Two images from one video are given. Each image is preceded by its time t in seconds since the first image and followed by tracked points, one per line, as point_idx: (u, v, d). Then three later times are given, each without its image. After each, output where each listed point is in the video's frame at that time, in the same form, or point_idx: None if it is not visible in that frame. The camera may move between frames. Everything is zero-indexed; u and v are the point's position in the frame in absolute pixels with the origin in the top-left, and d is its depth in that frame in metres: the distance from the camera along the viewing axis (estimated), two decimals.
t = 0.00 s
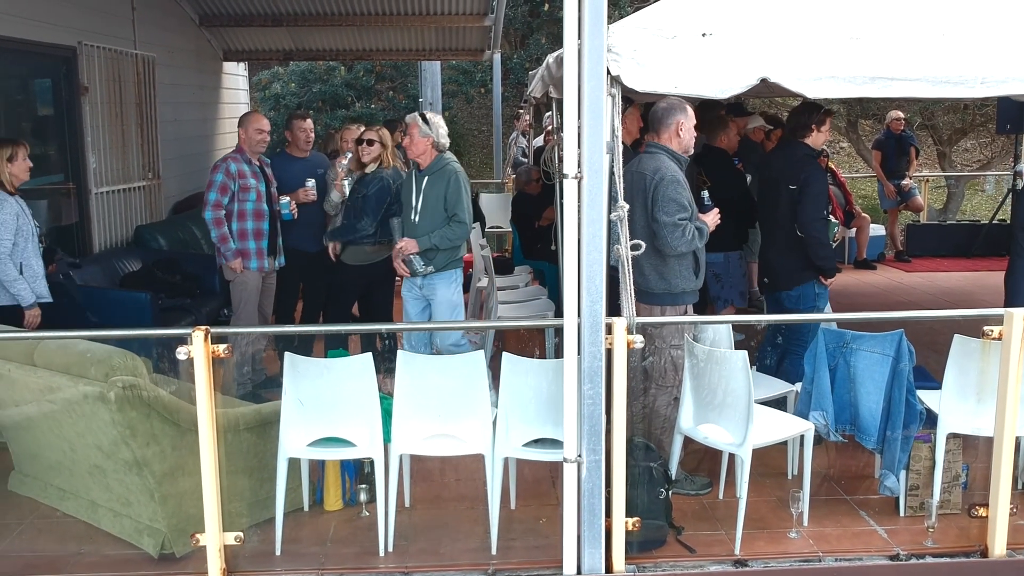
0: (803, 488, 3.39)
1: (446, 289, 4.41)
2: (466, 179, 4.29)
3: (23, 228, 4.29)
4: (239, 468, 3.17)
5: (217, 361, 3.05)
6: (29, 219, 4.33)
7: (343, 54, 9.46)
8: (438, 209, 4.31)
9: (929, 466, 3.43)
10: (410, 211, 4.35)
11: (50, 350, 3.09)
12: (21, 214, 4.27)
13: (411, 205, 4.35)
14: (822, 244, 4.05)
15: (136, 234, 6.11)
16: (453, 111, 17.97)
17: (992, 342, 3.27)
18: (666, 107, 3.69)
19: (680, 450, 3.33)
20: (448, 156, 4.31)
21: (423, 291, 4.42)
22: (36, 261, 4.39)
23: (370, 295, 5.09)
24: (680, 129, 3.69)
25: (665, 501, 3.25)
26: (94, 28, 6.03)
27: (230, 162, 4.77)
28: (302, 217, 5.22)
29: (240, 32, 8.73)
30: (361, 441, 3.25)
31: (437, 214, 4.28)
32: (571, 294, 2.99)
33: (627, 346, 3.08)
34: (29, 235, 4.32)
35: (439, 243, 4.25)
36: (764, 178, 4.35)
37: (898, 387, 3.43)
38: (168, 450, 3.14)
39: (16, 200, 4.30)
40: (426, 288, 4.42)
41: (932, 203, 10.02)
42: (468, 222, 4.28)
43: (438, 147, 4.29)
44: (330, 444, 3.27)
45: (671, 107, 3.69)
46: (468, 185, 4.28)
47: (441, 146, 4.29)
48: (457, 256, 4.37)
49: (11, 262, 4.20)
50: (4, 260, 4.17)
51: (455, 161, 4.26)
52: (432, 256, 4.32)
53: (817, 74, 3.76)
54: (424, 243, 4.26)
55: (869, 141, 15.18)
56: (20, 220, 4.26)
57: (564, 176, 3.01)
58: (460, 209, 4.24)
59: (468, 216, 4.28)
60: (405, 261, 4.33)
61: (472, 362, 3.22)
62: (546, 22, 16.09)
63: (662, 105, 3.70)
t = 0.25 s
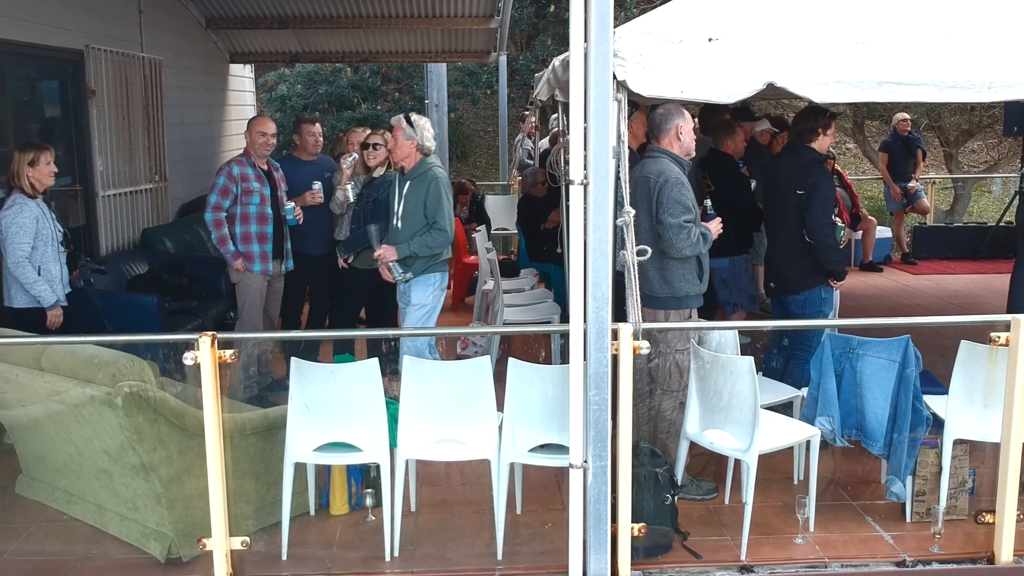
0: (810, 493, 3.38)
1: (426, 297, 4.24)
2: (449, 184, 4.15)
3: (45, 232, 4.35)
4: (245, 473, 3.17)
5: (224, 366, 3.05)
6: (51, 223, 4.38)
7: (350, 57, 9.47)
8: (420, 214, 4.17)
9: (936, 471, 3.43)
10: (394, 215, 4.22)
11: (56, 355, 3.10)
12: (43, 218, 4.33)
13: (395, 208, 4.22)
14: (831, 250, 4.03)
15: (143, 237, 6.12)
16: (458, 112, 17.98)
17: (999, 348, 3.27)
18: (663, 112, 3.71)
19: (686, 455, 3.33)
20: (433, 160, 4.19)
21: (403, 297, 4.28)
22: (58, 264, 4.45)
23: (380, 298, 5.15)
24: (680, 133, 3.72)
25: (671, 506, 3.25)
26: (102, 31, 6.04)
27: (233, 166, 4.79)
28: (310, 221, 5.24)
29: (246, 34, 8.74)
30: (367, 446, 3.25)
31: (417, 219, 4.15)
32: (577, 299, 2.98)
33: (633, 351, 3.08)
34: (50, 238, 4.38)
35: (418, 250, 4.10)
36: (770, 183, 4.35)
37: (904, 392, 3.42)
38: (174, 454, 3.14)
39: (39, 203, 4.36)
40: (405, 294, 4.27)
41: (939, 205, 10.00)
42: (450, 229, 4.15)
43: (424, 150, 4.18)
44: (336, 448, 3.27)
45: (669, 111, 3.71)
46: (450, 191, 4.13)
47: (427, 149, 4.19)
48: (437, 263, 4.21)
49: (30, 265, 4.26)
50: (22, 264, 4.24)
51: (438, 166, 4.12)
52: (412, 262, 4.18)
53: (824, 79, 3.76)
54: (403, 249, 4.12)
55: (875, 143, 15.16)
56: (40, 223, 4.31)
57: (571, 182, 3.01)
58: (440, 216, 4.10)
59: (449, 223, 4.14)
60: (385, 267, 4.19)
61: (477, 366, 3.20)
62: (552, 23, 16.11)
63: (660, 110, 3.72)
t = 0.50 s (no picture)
0: (812, 493, 3.36)
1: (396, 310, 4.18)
2: (419, 200, 4.05)
3: (64, 233, 4.40)
4: (247, 477, 3.18)
5: (225, 371, 3.05)
6: (71, 225, 4.43)
7: (351, 59, 9.47)
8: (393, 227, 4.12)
9: (938, 475, 3.44)
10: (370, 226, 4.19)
11: (60, 359, 3.10)
12: (62, 220, 4.38)
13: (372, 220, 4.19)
14: (833, 254, 4.03)
15: (145, 239, 6.12)
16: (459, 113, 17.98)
17: (1001, 352, 3.26)
18: (660, 118, 3.74)
19: (688, 459, 3.32)
20: (411, 172, 4.10)
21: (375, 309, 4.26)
22: (77, 266, 4.48)
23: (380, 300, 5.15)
24: (679, 137, 3.74)
25: (673, 510, 3.25)
26: (104, 33, 6.05)
27: (235, 169, 4.80)
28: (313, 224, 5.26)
29: (248, 36, 8.75)
30: (369, 450, 3.25)
31: (387, 234, 4.11)
32: (579, 303, 2.98)
33: (635, 356, 3.08)
34: (69, 240, 4.42)
35: (383, 267, 4.08)
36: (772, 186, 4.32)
37: (906, 396, 3.42)
38: (177, 458, 3.15)
39: (60, 205, 4.41)
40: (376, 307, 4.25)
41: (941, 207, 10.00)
42: (416, 247, 4.06)
43: (401, 162, 4.08)
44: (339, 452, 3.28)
45: (666, 117, 3.74)
46: (418, 208, 4.03)
47: (404, 161, 4.09)
48: (406, 279, 4.14)
49: (44, 266, 4.31)
50: (36, 264, 4.29)
51: (410, 178, 4.02)
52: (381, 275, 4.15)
53: (827, 82, 3.75)
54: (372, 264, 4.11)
55: (876, 144, 15.16)
56: (57, 225, 4.36)
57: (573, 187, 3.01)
58: (407, 234, 4.03)
59: (415, 240, 4.05)
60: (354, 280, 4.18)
61: (479, 370, 3.21)
62: (553, 24, 16.12)
63: (657, 116, 3.75)
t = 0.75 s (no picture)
0: (811, 495, 3.37)
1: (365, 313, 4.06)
2: (382, 202, 3.89)
3: (81, 232, 4.43)
4: (247, 479, 3.18)
5: (226, 374, 3.05)
6: (87, 224, 4.46)
7: (351, 59, 9.48)
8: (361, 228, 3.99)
9: (938, 477, 3.45)
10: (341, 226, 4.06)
11: (59, 362, 3.10)
12: (78, 218, 4.42)
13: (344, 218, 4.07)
14: (831, 257, 4.03)
15: (145, 240, 6.11)
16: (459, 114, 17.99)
17: (1001, 355, 3.27)
18: (659, 122, 3.75)
19: (688, 461, 3.30)
20: (381, 172, 3.96)
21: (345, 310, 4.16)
22: (93, 265, 4.51)
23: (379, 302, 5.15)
24: (677, 139, 3.75)
25: (673, 512, 3.24)
26: (103, 35, 6.05)
27: (237, 172, 4.79)
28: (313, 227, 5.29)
29: (248, 37, 8.76)
30: (370, 452, 3.26)
31: (352, 234, 3.97)
32: (579, 306, 2.98)
33: (635, 359, 3.08)
34: (84, 238, 4.45)
35: (346, 269, 3.94)
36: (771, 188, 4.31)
37: (906, 399, 3.44)
38: (177, 461, 3.15)
39: (78, 205, 4.45)
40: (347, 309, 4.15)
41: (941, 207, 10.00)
42: (376, 251, 3.89)
43: (374, 161, 3.96)
44: (339, 455, 3.27)
45: (664, 121, 3.75)
46: (380, 210, 3.87)
47: (377, 159, 3.97)
48: (375, 281, 4.02)
49: (57, 264, 4.34)
50: (50, 262, 4.33)
51: (375, 182, 3.88)
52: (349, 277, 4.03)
53: (827, 84, 3.76)
54: (338, 265, 3.97)
55: (875, 144, 15.17)
56: (73, 223, 4.40)
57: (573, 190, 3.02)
58: (368, 237, 3.88)
59: (376, 243, 3.89)
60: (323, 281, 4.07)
61: (481, 374, 3.21)
62: (553, 25, 16.13)
63: (656, 119, 3.77)
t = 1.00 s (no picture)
0: (811, 494, 3.37)
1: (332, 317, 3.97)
2: (340, 209, 3.75)
3: (98, 233, 4.48)
4: (247, 480, 3.18)
5: (226, 375, 3.05)
6: (104, 226, 4.51)
7: (350, 60, 9.48)
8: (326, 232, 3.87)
9: (937, 478, 3.45)
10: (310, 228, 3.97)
11: (59, 364, 3.10)
12: (96, 219, 4.47)
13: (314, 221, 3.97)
14: (831, 258, 4.05)
15: (144, 241, 6.10)
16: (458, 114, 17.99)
17: (1000, 356, 3.26)
18: (660, 123, 3.76)
19: (688, 462, 3.30)
20: (345, 176, 3.83)
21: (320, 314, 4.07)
22: (108, 267, 4.53)
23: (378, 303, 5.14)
24: (677, 141, 3.75)
25: (673, 513, 3.24)
26: (103, 36, 6.05)
27: (239, 174, 4.79)
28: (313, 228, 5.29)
29: (247, 38, 8.75)
30: (369, 453, 3.26)
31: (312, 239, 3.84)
32: (579, 307, 2.99)
33: (635, 360, 3.08)
34: (101, 239, 4.49)
35: (305, 275, 3.82)
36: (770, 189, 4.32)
37: (905, 400, 3.44)
38: (177, 462, 3.15)
39: (97, 206, 4.51)
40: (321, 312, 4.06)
41: (941, 207, 9.99)
42: (332, 258, 3.76)
43: (339, 164, 3.85)
44: (339, 456, 3.27)
45: (663, 122, 3.76)
46: (335, 217, 3.73)
47: (341, 162, 3.85)
48: (342, 285, 3.92)
49: (71, 263, 4.39)
50: (63, 261, 4.38)
51: (332, 186, 3.74)
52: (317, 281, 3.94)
53: (826, 86, 3.77)
54: (299, 271, 3.85)
55: (875, 145, 15.17)
56: (90, 224, 4.45)
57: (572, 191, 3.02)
58: (324, 244, 3.75)
59: (332, 251, 3.76)
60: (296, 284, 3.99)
61: (481, 374, 3.20)
62: (552, 25, 16.13)
63: (655, 121, 3.77)
